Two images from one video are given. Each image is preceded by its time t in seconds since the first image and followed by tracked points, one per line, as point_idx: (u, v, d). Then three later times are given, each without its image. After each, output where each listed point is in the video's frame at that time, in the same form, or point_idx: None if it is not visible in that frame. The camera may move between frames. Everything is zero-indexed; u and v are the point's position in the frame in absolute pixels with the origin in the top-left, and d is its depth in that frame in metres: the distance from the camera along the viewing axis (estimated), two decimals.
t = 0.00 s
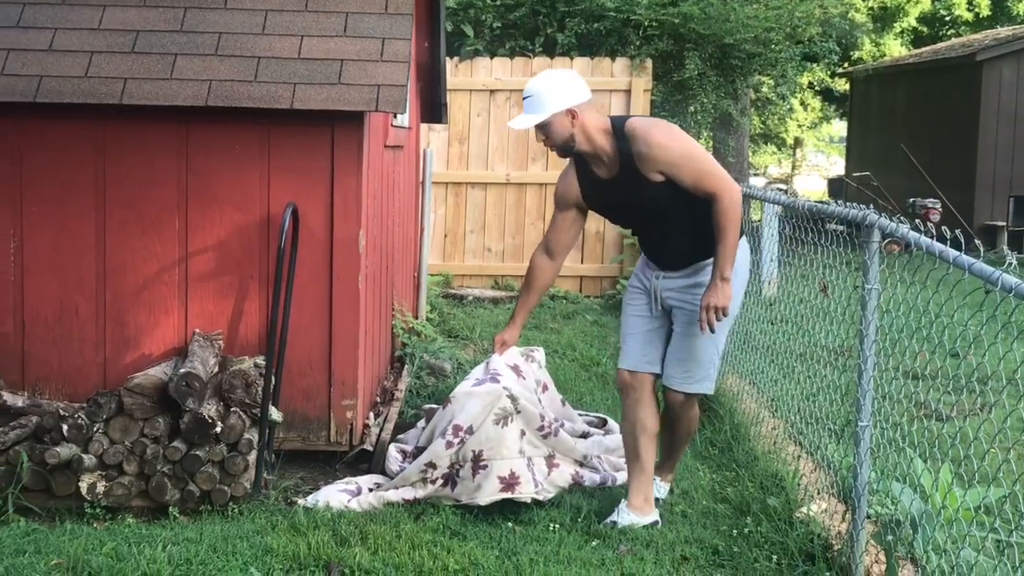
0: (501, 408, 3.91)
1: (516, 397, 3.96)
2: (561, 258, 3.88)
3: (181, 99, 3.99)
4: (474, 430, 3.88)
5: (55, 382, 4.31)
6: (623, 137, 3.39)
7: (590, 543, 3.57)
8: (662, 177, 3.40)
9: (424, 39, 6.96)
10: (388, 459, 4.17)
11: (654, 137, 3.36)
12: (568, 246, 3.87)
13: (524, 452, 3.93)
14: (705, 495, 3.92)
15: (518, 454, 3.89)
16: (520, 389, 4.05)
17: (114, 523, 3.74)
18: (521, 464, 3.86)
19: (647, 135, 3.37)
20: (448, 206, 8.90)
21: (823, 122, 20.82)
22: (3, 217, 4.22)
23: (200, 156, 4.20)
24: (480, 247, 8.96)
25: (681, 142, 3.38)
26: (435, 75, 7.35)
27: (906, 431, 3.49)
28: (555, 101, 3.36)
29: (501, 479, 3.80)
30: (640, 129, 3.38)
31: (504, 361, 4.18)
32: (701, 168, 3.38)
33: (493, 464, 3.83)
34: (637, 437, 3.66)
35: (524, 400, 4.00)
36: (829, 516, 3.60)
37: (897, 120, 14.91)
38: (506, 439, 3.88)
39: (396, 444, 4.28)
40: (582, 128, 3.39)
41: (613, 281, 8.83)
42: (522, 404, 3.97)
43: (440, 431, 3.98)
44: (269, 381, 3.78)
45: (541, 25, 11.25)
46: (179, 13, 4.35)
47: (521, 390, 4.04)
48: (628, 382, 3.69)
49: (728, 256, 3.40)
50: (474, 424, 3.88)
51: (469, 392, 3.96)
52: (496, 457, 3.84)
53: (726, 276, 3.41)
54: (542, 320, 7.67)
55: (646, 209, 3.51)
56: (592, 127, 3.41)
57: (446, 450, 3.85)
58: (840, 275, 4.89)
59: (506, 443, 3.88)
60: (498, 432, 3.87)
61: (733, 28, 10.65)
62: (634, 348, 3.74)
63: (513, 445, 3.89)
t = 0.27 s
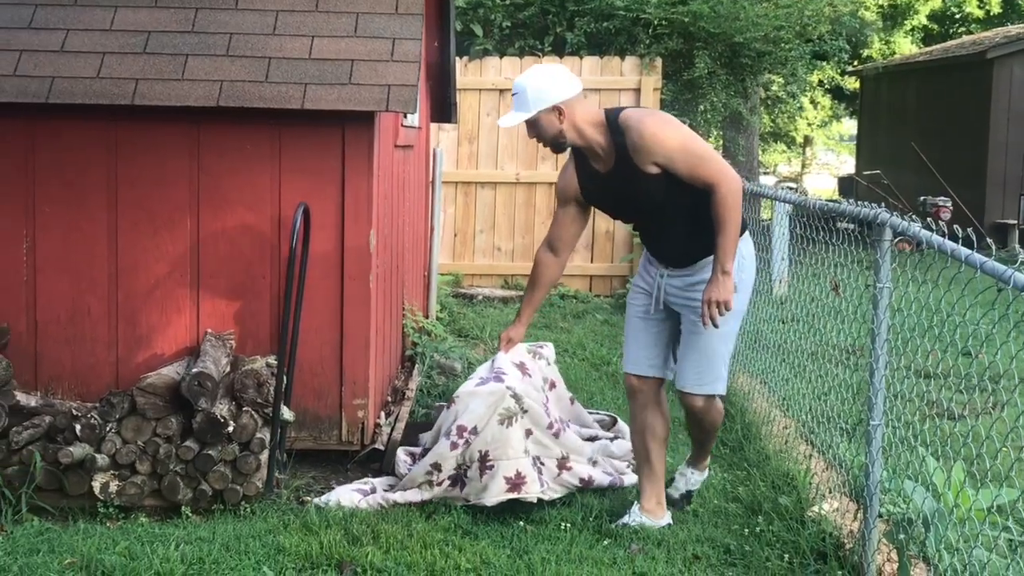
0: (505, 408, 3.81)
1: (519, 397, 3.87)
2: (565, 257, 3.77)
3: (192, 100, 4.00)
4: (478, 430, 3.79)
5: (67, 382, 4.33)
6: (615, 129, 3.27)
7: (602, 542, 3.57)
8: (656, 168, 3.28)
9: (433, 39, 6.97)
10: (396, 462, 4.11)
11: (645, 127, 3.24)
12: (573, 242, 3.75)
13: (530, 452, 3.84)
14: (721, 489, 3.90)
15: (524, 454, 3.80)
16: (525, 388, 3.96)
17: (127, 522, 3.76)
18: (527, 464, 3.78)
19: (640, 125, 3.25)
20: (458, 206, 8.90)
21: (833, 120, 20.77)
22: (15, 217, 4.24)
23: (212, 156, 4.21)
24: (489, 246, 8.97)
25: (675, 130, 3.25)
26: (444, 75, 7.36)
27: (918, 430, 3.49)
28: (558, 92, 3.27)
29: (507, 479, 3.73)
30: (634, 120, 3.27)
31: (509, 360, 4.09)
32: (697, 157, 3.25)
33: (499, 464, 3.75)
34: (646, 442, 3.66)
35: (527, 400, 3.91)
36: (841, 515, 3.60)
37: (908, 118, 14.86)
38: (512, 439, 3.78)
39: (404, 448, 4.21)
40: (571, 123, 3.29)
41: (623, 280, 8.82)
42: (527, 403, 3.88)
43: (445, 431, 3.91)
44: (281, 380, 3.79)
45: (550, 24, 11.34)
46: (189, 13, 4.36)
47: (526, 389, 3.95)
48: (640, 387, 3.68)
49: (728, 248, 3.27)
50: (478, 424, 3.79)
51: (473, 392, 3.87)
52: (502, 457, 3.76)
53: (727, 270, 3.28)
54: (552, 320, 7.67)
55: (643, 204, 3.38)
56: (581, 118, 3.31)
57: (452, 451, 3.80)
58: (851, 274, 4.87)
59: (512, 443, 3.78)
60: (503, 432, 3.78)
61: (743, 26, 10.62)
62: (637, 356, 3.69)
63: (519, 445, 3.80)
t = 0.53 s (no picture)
0: (506, 409, 3.73)
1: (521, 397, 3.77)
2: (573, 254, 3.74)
3: (203, 100, 4.02)
4: (479, 432, 3.71)
5: (79, 381, 4.35)
6: (619, 125, 3.22)
7: (612, 541, 3.57)
8: (662, 163, 3.21)
9: (443, 38, 6.97)
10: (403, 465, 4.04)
11: (650, 122, 3.18)
12: (581, 240, 3.72)
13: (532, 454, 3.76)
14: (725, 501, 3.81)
15: (526, 455, 3.72)
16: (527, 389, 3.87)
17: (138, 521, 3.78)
18: (530, 466, 3.71)
19: (643, 120, 3.19)
20: (467, 205, 8.90)
21: (843, 119, 20.71)
22: (27, 217, 4.26)
23: (222, 156, 4.23)
24: (499, 246, 8.97)
25: (680, 124, 3.18)
26: (454, 74, 7.36)
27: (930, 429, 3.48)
28: (554, 85, 3.24)
29: (509, 482, 3.66)
30: (638, 114, 3.21)
31: (512, 360, 4.00)
32: (703, 150, 3.18)
33: (500, 466, 3.68)
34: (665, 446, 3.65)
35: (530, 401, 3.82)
36: (851, 514, 3.59)
37: (918, 117, 14.81)
38: (514, 440, 3.71)
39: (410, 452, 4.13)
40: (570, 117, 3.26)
41: (632, 280, 8.82)
42: (529, 404, 3.79)
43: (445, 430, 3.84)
44: (292, 379, 3.80)
45: (559, 24, 11.38)
46: (200, 13, 4.38)
47: (528, 390, 3.86)
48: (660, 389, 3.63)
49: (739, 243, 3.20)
50: (479, 426, 3.71)
51: (473, 391, 3.78)
52: (504, 459, 3.69)
53: (737, 265, 3.20)
54: (561, 319, 7.67)
55: (649, 198, 3.31)
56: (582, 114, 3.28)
57: (453, 452, 3.72)
58: (861, 273, 4.85)
59: (514, 445, 3.71)
60: (504, 434, 3.70)
61: (752, 25, 10.59)
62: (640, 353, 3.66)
63: (521, 447, 3.72)
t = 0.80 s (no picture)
0: (503, 411, 3.54)
1: (518, 398, 3.58)
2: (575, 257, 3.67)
3: (212, 100, 4.03)
4: (476, 434, 3.54)
5: (88, 380, 4.36)
6: (621, 125, 3.11)
7: (620, 542, 3.56)
8: (666, 165, 3.11)
9: (451, 38, 6.97)
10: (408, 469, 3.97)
11: (653, 123, 3.07)
12: (584, 242, 3.64)
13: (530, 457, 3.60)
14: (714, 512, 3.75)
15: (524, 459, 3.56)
16: (526, 388, 3.66)
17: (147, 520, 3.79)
18: (527, 470, 3.56)
19: (647, 119, 3.08)
20: (475, 206, 8.90)
21: (852, 119, 20.67)
22: (36, 217, 4.27)
23: (231, 155, 4.24)
24: (506, 245, 8.97)
25: (684, 124, 3.07)
26: (462, 74, 7.35)
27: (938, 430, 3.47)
28: (556, 81, 3.13)
29: (507, 486, 3.52)
30: (641, 114, 3.10)
31: (513, 358, 3.76)
32: (708, 152, 3.08)
33: (498, 471, 3.53)
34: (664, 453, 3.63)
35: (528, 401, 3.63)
36: (860, 515, 3.58)
37: (927, 117, 14.76)
38: (511, 444, 3.52)
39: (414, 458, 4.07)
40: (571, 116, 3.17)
41: (640, 280, 8.82)
42: (527, 407, 3.59)
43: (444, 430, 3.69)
44: (299, 379, 3.81)
45: (568, 24, 11.37)
46: (209, 13, 4.38)
47: (528, 390, 3.65)
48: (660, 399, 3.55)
49: (749, 247, 3.12)
50: (475, 429, 3.54)
51: (470, 392, 3.60)
52: (501, 463, 3.53)
53: (749, 272, 3.13)
54: (569, 319, 7.67)
55: (652, 200, 3.21)
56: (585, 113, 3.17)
57: (450, 454, 3.57)
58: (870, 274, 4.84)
59: (511, 449, 3.53)
60: (502, 438, 3.52)
61: (761, 26, 10.51)
62: (640, 363, 3.56)
63: (518, 451, 3.54)
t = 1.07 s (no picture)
0: (495, 414, 3.47)
1: (511, 402, 3.50)
2: (582, 261, 3.64)
3: (223, 100, 4.04)
4: (467, 438, 3.47)
5: (99, 379, 4.38)
6: (626, 126, 3.04)
7: (628, 542, 3.57)
8: (671, 167, 3.03)
9: (461, 39, 6.99)
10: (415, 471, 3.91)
11: (657, 123, 3.00)
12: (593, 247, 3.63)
13: (524, 464, 3.50)
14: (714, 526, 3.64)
15: (517, 464, 3.47)
16: (522, 392, 3.58)
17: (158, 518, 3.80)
18: (519, 476, 3.47)
19: (652, 121, 3.02)
20: (484, 206, 8.91)
21: (861, 120, 20.63)
22: (48, 216, 4.29)
23: (242, 155, 4.25)
24: (515, 246, 8.98)
25: (689, 125, 2.99)
26: (471, 75, 7.37)
27: (948, 432, 3.46)
28: (562, 82, 3.10)
29: (497, 492, 3.44)
30: (648, 115, 3.04)
31: (511, 362, 3.68)
32: (715, 153, 2.98)
33: (489, 475, 3.45)
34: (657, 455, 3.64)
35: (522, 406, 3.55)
36: (869, 516, 3.57)
37: (936, 118, 14.73)
38: (503, 449, 3.45)
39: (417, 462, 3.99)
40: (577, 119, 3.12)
41: (649, 281, 8.82)
42: (521, 411, 3.51)
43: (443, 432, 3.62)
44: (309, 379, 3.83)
45: (577, 25, 11.35)
46: (220, 14, 4.40)
47: (523, 393, 3.57)
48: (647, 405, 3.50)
49: (754, 253, 2.99)
50: (467, 431, 3.46)
51: (464, 394, 3.53)
52: (492, 468, 3.45)
53: (752, 279, 2.98)
54: (577, 320, 7.67)
55: (658, 203, 3.13)
56: (590, 115, 3.12)
57: (442, 457, 3.49)
58: (879, 275, 4.84)
59: (503, 453, 3.45)
60: (493, 442, 3.45)
61: (770, 26, 10.55)
62: (634, 365, 3.49)
63: (510, 456, 3.46)
